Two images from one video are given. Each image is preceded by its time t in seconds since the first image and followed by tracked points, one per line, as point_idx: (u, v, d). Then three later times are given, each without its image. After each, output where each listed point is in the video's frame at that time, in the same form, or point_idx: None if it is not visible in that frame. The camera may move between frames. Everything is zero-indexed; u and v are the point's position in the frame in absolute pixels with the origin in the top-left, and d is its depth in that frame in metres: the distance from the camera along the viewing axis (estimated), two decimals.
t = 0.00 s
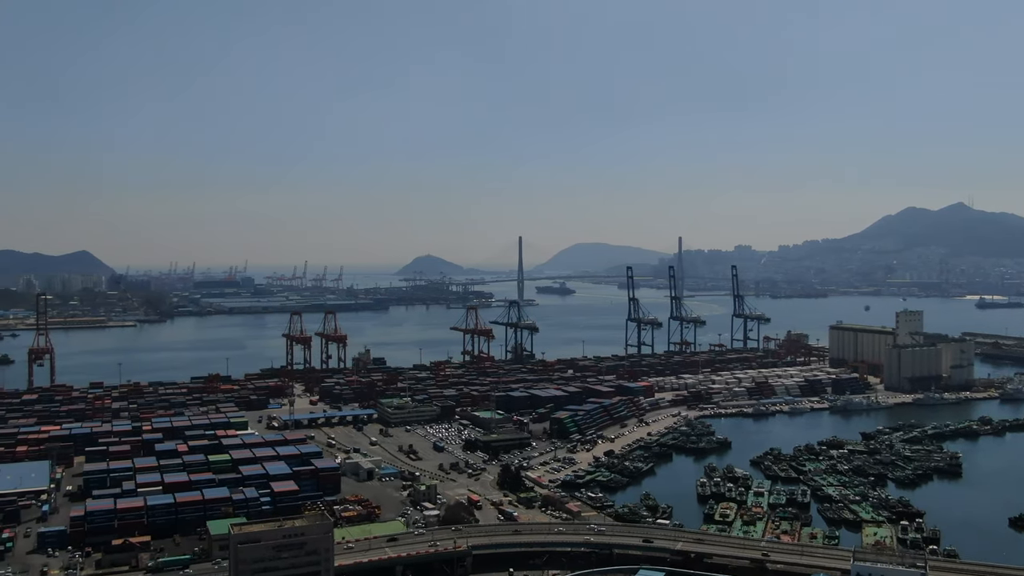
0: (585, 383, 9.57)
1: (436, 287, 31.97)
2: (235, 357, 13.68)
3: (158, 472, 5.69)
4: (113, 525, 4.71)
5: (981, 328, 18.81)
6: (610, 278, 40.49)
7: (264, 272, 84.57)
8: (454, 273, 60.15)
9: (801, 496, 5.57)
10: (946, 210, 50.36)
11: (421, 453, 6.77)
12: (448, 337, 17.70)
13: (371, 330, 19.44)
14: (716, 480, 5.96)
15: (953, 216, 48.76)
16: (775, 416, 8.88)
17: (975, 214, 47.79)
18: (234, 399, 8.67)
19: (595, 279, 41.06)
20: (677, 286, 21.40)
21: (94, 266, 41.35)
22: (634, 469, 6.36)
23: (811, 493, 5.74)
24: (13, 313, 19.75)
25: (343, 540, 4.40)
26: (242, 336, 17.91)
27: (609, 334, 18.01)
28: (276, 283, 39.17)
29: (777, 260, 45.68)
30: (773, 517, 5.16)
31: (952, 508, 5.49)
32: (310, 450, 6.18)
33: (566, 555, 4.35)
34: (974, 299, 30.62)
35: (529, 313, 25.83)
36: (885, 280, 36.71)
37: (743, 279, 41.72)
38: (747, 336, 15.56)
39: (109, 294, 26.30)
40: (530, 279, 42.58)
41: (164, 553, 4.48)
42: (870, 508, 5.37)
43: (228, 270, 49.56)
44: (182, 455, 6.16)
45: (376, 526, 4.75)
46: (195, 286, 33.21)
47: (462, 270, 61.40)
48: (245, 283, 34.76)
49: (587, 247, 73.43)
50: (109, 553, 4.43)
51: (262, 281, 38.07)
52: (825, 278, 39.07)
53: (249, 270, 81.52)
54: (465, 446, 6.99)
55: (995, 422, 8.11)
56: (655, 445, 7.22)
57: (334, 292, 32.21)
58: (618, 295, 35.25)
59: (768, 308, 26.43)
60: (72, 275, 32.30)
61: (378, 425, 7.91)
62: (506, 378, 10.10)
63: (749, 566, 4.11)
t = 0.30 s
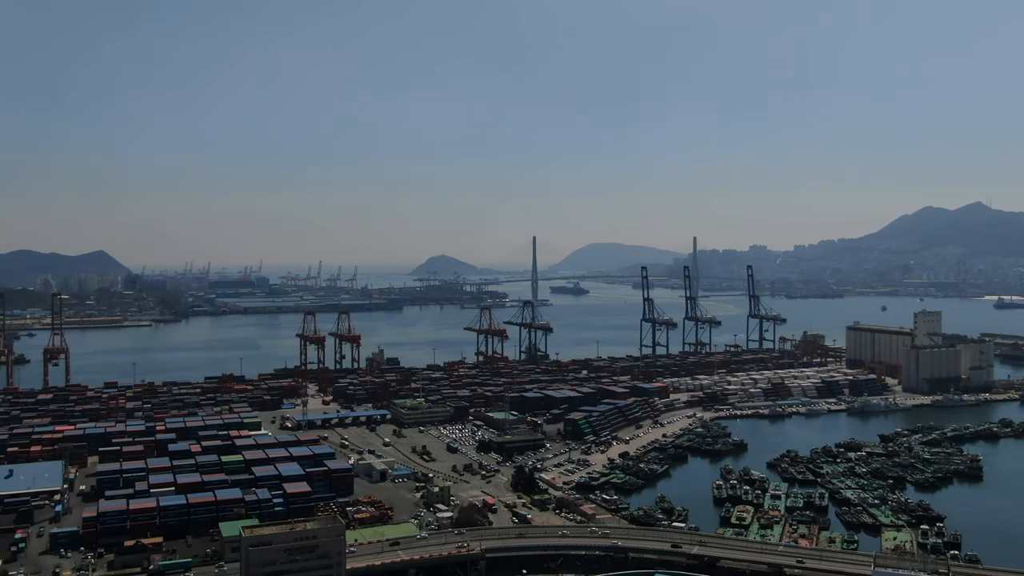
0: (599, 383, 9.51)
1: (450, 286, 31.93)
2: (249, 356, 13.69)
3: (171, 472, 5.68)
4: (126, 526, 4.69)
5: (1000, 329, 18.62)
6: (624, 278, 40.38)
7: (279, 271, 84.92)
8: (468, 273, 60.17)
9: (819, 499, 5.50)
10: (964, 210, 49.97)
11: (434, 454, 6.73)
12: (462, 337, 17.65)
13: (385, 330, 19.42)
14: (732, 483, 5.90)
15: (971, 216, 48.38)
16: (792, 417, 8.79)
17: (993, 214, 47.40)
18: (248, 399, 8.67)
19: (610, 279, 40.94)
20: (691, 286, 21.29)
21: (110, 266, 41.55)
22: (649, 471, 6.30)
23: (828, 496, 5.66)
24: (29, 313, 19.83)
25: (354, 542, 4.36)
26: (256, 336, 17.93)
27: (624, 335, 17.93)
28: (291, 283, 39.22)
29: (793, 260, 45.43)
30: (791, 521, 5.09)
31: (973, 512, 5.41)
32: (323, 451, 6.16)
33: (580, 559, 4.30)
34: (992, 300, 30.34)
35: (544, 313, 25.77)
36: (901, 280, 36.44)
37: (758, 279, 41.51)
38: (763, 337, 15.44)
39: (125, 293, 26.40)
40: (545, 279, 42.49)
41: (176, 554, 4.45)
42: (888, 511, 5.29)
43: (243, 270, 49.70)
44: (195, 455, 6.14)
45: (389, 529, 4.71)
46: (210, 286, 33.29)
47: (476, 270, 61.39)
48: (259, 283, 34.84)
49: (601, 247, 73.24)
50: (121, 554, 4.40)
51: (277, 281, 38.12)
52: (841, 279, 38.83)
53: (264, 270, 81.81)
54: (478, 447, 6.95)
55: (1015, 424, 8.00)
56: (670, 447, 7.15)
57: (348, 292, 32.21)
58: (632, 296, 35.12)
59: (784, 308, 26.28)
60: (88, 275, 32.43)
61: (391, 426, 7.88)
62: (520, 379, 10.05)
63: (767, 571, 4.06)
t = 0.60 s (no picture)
0: (613, 384, 9.45)
1: (463, 286, 31.90)
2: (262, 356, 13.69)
3: (184, 473, 5.66)
4: (138, 527, 4.67)
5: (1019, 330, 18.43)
6: (639, 278, 40.24)
7: (294, 271, 85.16)
8: (481, 273, 60.15)
9: (837, 503, 5.43)
10: (981, 209, 49.59)
11: (447, 455, 6.69)
12: (476, 338, 17.60)
13: (399, 331, 19.40)
14: (748, 486, 5.82)
15: (988, 215, 48.01)
16: (808, 419, 8.71)
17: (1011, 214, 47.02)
18: (261, 399, 8.65)
19: (623, 279, 40.79)
20: (706, 286, 21.20)
21: (126, 266, 41.72)
22: (663, 473, 6.24)
23: (846, 499, 5.58)
24: (46, 312, 19.93)
25: (366, 544, 4.33)
26: (270, 336, 17.94)
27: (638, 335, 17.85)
28: (305, 283, 39.28)
29: (808, 260, 45.19)
30: (808, 525, 5.02)
31: (993, 516, 5.32)
32: (336, 452, 6.13)
33: (594, 563, 4.25)
34: (1010, 300, 30.07)
35: (558, 313, 25.70)
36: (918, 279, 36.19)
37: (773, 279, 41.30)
38: (779, 338, 15.33)
39: (140, 293, 26.49)
40: (558, 279, 42.40)
41: (187, 556, 4.43)
42: (908, 515, 5.21)
43: (258, 270, 49.85)
44: (208, 455, 6.13)
45: (402, 531, 4.68)
46: (224, 286, 33.38)
47: (489, 270, 61.38)
48: (274, 283, 34.91)
49: (615, 247, 73.06)
50: (133, 556, 4.38)
51: (291, 280, 38.21)
52: (857, 279, 38.59)
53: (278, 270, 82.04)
54: (491, 448, 6.91)
55: None
56: (685, 448, 7.09)
57: (362, 292, 32.23)
58: (646, 296, 34.99)
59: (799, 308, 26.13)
60: (104, 275, 32.58)
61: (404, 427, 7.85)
62: (533, 379, 10.00)
63: None
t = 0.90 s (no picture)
0: (628, 385, 9.39)
1: (476, 286, 31.88)
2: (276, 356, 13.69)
3: (196, 474, 5.64)
4: (149, 528, 4.65)
5: None
6: (652, 279, 40.09)
7: (308, 272, 85.45)
8: (495, 273, 60.10)
9: (855, 506, 5.35)
10: (998, 208, 49.19)
11: (460, 457, 6.66)
12: (489, 338, 17.55)
13: (412, 330, 19.38)
14: (764, 489, 5.75)
15: (1006, 214, 47.61)
16: (824, 420, 8.62)
17: None
18: (274, 399, 8.65)
19: (637, 279, 40.66)
20: (721, 286, 21.09)
21: (141, 266, 41.90)
22: (678, 475, 6.17)
23: (864, 502, 5.51)
24: (61, 312, 20.03)
25: (377, 547, 4.30)
26: (284, 336, 17.96)
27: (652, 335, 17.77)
28: (320, 283, 39.34)
29: (824, 260, 44.92)
30: (825, 528, 4.95)
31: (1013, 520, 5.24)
32: (349, 453, 6.10)
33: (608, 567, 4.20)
34: None
35: (571, 313, 25.63)
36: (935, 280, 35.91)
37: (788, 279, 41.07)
38: (794, 339, 15.22)
39: (155, 293, 26.59)
40: (572, 280, 42.29)
41: (199, 558, 4.41)
42: (927, 519, 5.13)
43: (272, 269, 49.98)
44: (221, 456, 6.11)
45: (414, 533, 4.65)
46: (239, 286, 33.45)
47: (503, 270, 61.32)
48: (288, 283, 34.97)
49: (629, 247, 72.88)
50: (145, 557, 4.36)
51: (305, 280, 38.27)
52: (873, 279, 38.33)
53: (292, 270, 82.26)
54: (505, 449, 6.86)
55: None
56: (701, 450, 7.02)
57: (375, 292, 32.25)
58: (660, 296, 34.85)
59: (815, 308, 25.97)
60: (119, 274, 32.72)
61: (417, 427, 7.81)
62: (547, 380, 9.95)
63: None
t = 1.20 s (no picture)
0: (642, 386, 9.32)
1: (490, 286, 31.83)
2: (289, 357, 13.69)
3: (208, 475, 5.62)
4: (161, 529, 4.62)
5: None
6: (666, 279, 39.94)
7: (322, 272, 85.72)
8: (508, 274, 60.06)
9: (873, 510, 5.27)
10: (1015, 208, 48.76)
11: (473, 458, 6.61)
12: (502, 338, 17.49)
13: (425, 330, 19.35)
14: (780, 492, 5.68)
15: None
16: (840, 422, 8.53)
17: None
18: (287, 399, 8.63)
19: (651, 279, 40.54)
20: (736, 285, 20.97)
21: (156, 267, 42.07)
22: (693, 477, 6.11)
23: (882, 506, 5.43)
24: (76, 312, 20.10)
25: (390, 549, 4.27)
26: (296, 336, 17.95)
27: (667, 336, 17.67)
28: (333, 283, 39.39)
29: (839, 260, 44.65)
30: (843, 532, 4.88)
31: None
32: (361, 454, 6.06)
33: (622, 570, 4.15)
34: None
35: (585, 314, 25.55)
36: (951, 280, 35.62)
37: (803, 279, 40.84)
38: (810, 339, 15.10)
39: (170, 293, 26.67)
40: (586, 280, 42.18)
41: (210, 559, 4.38)
42: (946, 523, 5.05)
43: (286, 268, 50.08)
44: (233, 457, 6.08)
45: (426, 535, 4.60)
46: (253, 286, 33.52)
47: (516, 270, 61.28)
48: (302, 283, 35.00)
49: (643, 247, 72.69)
50: (156, 559, 4.34)
51: (318, 280, 38.32)
52: (888, 279, 38.07)
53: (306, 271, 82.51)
54: (518, 450, 6.81)
55: None
56: (716, 452, 6.95)
57: (388, 292, 32.25)
58: (674, 296, 34.70)
59: (830, 309, 25.80)
60: (134, 275, 32.83)
61: (429, 428, 7.77)
62: (560, 381, 9.89)
63: None
